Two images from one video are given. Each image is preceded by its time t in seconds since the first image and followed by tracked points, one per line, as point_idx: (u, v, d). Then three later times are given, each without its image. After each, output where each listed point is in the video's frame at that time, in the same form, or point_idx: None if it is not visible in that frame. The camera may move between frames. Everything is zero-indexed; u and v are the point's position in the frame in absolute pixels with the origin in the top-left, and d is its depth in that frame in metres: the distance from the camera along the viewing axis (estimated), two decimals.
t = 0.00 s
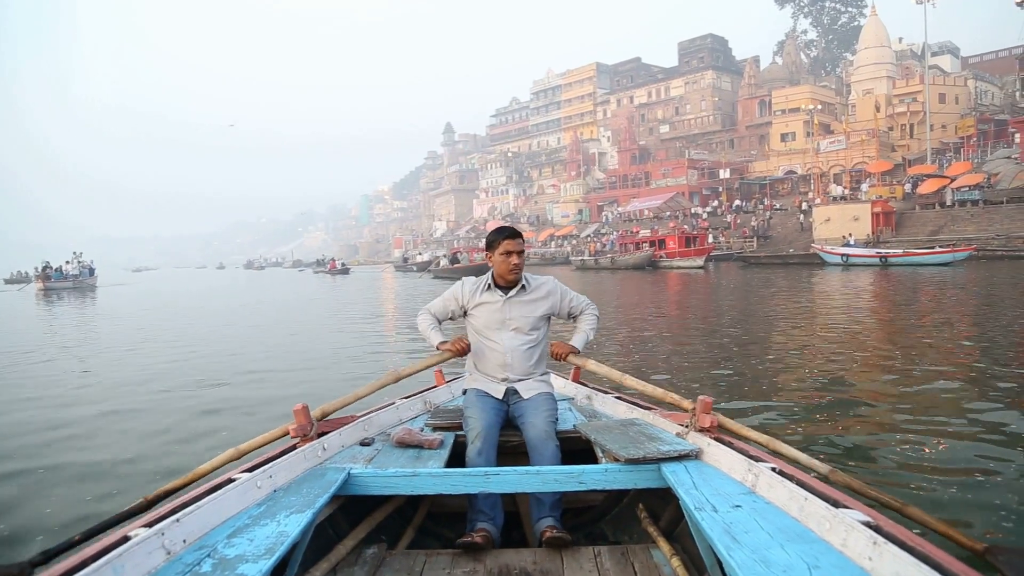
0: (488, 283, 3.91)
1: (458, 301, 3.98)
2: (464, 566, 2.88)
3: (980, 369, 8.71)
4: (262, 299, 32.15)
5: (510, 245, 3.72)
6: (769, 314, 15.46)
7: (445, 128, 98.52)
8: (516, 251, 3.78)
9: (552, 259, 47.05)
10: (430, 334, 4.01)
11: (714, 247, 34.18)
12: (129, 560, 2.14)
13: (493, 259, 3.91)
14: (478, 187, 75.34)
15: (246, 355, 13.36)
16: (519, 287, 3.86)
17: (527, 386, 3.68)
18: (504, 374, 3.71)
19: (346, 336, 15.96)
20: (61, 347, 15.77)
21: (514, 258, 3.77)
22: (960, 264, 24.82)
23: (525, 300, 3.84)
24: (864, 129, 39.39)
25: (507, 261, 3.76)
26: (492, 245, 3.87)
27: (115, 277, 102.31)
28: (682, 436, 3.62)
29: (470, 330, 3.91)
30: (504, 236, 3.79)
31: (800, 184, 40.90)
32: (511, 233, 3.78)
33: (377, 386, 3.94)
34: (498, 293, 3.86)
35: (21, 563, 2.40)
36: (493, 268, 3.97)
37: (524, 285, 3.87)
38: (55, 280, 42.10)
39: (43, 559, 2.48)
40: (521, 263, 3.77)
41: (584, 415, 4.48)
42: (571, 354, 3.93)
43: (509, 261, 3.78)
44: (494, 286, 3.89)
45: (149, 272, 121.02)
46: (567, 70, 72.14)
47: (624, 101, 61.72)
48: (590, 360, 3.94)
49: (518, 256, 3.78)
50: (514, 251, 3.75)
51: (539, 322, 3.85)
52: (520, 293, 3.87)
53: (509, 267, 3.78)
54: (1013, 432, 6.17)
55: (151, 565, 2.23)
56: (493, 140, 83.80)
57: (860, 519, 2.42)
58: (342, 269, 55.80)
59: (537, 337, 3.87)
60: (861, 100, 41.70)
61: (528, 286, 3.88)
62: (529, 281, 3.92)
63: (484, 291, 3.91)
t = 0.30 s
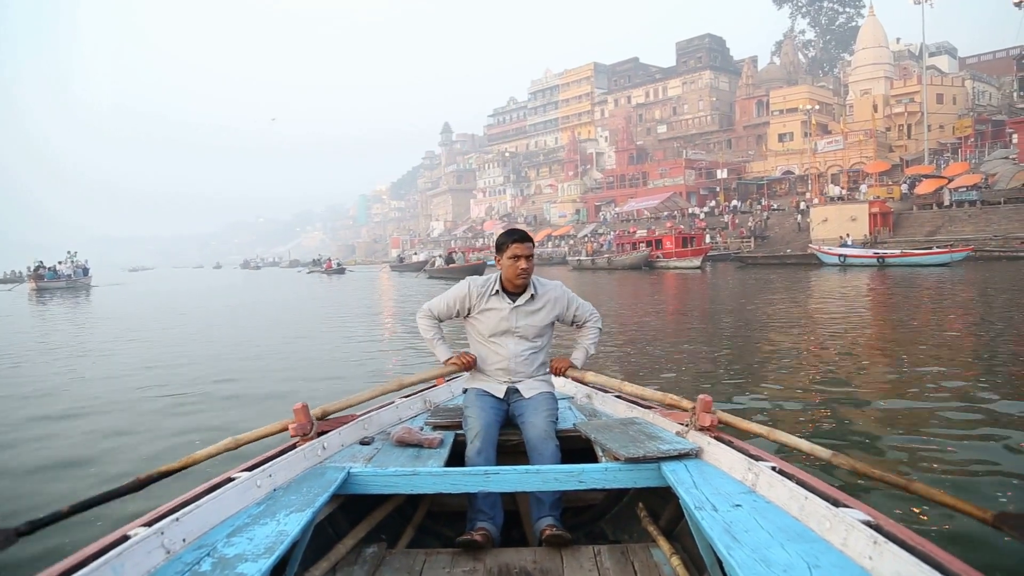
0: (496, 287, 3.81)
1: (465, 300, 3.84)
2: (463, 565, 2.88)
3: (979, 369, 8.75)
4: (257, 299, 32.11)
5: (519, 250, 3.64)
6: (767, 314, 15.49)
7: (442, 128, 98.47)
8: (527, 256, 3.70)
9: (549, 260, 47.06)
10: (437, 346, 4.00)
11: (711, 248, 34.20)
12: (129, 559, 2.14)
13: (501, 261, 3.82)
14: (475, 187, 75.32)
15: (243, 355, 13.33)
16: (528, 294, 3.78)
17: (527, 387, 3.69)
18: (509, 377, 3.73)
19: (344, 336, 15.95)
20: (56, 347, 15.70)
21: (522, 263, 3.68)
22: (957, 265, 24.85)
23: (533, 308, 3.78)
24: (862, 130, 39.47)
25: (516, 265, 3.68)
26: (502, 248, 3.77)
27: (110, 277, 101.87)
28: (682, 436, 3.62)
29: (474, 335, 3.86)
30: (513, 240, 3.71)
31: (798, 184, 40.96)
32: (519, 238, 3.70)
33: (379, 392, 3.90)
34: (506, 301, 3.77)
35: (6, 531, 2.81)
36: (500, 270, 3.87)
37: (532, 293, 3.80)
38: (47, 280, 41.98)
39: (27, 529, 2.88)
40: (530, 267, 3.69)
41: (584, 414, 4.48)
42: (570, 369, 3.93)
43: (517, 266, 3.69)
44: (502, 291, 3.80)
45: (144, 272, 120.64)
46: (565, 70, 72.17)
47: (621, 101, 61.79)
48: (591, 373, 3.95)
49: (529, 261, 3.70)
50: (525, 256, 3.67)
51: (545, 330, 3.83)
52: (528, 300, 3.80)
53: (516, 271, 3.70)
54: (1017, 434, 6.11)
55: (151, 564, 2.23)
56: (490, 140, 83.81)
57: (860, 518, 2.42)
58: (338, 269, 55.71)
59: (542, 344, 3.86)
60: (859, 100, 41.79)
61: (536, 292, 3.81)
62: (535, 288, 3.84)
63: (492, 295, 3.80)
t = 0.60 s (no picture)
0: (499, 291, 3.78)
1: (470, 304, 3.76)
2: (464, 564, 2.88)
3: (979, 371, 8.77)
4: (255, 298, 32.08)
5: (522, 253, 3.61)
6: (766, 315, 15.53)
7: (441, 128, 98.50)
8: (530, 260, 3.68)
9: (547, 260, 47.08)
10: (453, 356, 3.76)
11: (709, 248, 34.21)
12: (129, 557, 2.13)
13: (503, 265, 3.78)
14: (474, 187, 75.36)
15: (242, 354, 13.33)
16: (529, 298, 3.78)
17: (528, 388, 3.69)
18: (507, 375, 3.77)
19: (343, 336, 15.96)
20: (52, 346, 15.66)
21: (525, 267, 3.67)
22: (956, 267, 24.81)
23: (534, 312, 3.80)
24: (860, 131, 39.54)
25: (519, 269, 3.66)
26: (502, 252, 3.74)
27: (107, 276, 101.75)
28: (682, 436, 3.63)
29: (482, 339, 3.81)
30: (515, 244, 3.67)
31: (797, 185, 41.04)
32: (520, 241, 3.67)
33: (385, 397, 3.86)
34: (509, 306, 3.77)
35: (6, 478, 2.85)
36: (501, 273, 3.84)
37: (533, 298, 3.80)
38: (41, 279, 41.85)
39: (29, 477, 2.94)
40: (532, 271, 3.67)
41: (584, 414, 4.49)
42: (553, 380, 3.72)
43: (517, 270, 3.67)
44: (505, 296, 3.78)
45: (142, 271, 120.50)
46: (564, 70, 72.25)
47: (620, 102, 61.86)
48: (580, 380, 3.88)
49: (532, 264, 3.68)
50: (529, 259, 3.65)
51: (546, 333, 3.85)
52: (530, 305, 3.80)
53: (517, 276, 3.68)
54: (1008, 436, 6.11)
55: (151, 562, 2.22)
56: (488, 139, 83.85)
57: (860, 519, 2.42)
58: (336, 269, 55.66)
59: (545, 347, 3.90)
60: (858, 101, 41.87)
61: (538, 296, 3.82)
62: (536, 292, 3.83)
63: (496, 300, 3.77)
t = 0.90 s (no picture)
0: (496, 291, 3.81)
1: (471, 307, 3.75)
2: (462, 564, 2.87)
3: (977, 371, 8.81)
4: (251, 298, 32.02)
5: (511, 246, 3.64)
6: (764, 316, 15.56)
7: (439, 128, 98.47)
8: (522, 254, 3.70)
9: (545, 260, 47.11)
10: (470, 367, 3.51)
11: (706, 249, 34.24)
12: (128, 555, 2.13)
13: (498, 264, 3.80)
14: (472, 187, 75.37)
15: (239, 354, 13.32)
16: (525, 297, 3.79)
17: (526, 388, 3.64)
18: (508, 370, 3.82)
19: (340, 335, 15.97)
20: (48, 346, 15.63)
21: (516, 262, 3.69)
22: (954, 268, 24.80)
23: (532, 312, 3.79)
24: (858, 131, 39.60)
25: (511, 264, 3.68)
26: (495, 250, 3.78)
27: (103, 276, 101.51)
28: (681, 437, 3.62)
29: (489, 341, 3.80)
30: (505, 239, 3.70)
31: (795, 185, 41.09)
32: (511, 235, 3.69)
33: (388, 410, 3.55)
34: (505, 305, 3.79)
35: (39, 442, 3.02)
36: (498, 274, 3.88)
37: (530, 296, 3.80)
38: (35, 279, 41.71)
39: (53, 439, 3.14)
40: (523, 266, 3.69)
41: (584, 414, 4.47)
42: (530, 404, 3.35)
43: (509, 266, 3.70)
44: (503, 297, 3.81)
45: (138, 271, 120.30)
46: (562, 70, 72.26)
47: (618, 102, 61.88)
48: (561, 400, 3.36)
49: (524, 258, 3.71)
50: (520, 252, 3.68)
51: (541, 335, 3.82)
52: (525, 305, 3.80)
53: (509, 272, 3.70)
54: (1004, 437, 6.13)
55: (150, 560, 2.21)
56: (486, 139, 83.85)
57: (859, 520, 2.42)
58: (333, 269, 55.59)
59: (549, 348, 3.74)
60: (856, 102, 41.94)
61: (534, 295, 3.80)
62: (532, 291, 3.82)
63: (493, 301, 3.80)
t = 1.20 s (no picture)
0: (493, 299, 3.81)
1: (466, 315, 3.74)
2: (461, 564, 2.86)
3: (976, 371, 8.83)
4: (248, 298, 31.98)
5: (504, 253, 3.60)
6: (762, 316, 15.57)
7: (437, 128, 98.42)
8: (515, 260, 3.66)
9: (543, 260, 47.08)
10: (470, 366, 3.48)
11: (704, 249, 34.24)
12: (127, 554, 2.12)
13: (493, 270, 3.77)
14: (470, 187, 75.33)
15: (237, 354, 13.31)
16: (520, 305, 3.79)
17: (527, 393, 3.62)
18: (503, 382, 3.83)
19: (338, 336, 15.96)
20: (43, 347, 15.59)
21: (509, 269, 3.65)
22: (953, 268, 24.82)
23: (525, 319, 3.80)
24: (856, 131, 39.64)
25: (503, 270, 3.65)
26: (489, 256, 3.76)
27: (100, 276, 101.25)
28: (681, 438, 3.61)
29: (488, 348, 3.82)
30: (498, 244, 3.67)
31: (793, 185, 41.11)
32: (505, 241, 3.65)
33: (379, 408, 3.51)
34: (502, 314, 3.80)
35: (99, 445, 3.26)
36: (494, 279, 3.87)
37: (524, 304, 3.79)
38: (30, 279, 41.55)
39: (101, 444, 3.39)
40: (517, 272, 3.66)
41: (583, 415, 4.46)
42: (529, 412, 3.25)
43: (502, 272, 3.67)
44: (500, 305, 3.82)
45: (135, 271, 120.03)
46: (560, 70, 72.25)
47: (616, 102, 61.85)
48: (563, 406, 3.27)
49: (518, 265, 3.67)
50: (514, 258, 3.64)
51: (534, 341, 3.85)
52: (519, 312, 3.80)
53: (502, 279, 3.68)
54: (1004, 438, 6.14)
55: (149, 560, 2.19)
56: (484, 139, 83.84)
57: (858, 523, 2.41)
58: (330, 269, 55.49)
59: (535, 347, 3.68)
60: (854, 102, 41.96)
61: (528, 302, 3.79)
62: (527, 299, 3.80)
63: (490, 308, 3.80)
